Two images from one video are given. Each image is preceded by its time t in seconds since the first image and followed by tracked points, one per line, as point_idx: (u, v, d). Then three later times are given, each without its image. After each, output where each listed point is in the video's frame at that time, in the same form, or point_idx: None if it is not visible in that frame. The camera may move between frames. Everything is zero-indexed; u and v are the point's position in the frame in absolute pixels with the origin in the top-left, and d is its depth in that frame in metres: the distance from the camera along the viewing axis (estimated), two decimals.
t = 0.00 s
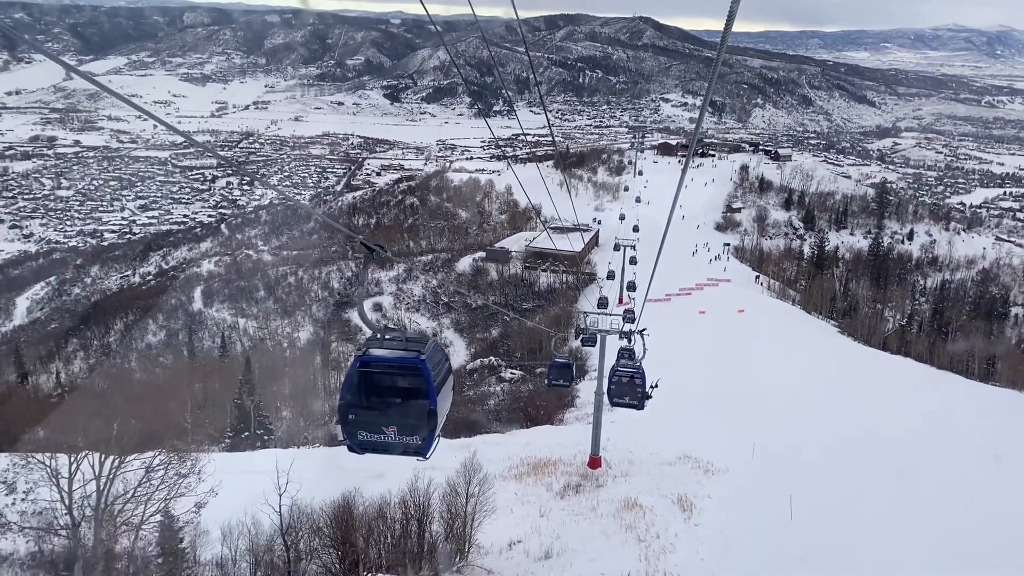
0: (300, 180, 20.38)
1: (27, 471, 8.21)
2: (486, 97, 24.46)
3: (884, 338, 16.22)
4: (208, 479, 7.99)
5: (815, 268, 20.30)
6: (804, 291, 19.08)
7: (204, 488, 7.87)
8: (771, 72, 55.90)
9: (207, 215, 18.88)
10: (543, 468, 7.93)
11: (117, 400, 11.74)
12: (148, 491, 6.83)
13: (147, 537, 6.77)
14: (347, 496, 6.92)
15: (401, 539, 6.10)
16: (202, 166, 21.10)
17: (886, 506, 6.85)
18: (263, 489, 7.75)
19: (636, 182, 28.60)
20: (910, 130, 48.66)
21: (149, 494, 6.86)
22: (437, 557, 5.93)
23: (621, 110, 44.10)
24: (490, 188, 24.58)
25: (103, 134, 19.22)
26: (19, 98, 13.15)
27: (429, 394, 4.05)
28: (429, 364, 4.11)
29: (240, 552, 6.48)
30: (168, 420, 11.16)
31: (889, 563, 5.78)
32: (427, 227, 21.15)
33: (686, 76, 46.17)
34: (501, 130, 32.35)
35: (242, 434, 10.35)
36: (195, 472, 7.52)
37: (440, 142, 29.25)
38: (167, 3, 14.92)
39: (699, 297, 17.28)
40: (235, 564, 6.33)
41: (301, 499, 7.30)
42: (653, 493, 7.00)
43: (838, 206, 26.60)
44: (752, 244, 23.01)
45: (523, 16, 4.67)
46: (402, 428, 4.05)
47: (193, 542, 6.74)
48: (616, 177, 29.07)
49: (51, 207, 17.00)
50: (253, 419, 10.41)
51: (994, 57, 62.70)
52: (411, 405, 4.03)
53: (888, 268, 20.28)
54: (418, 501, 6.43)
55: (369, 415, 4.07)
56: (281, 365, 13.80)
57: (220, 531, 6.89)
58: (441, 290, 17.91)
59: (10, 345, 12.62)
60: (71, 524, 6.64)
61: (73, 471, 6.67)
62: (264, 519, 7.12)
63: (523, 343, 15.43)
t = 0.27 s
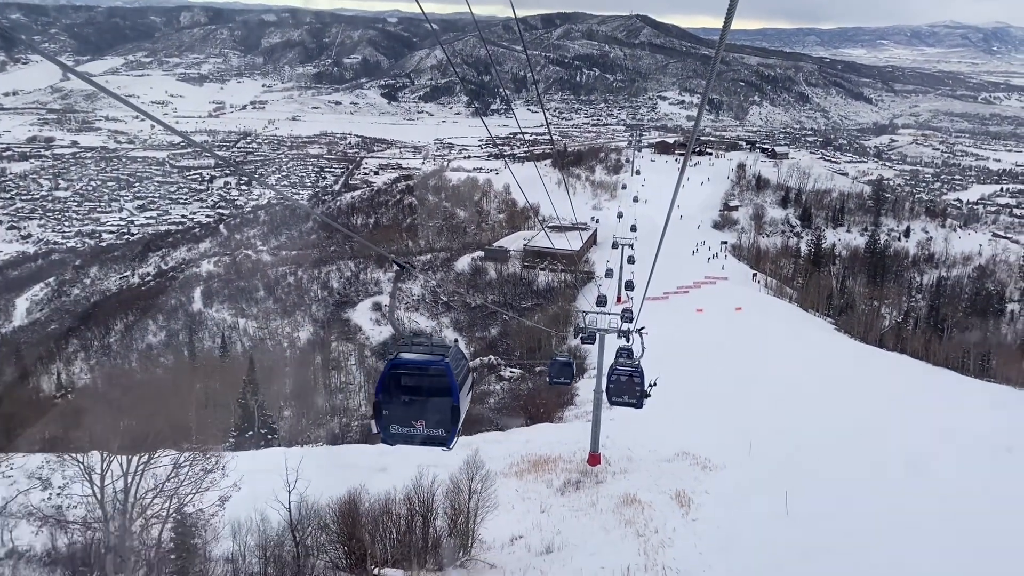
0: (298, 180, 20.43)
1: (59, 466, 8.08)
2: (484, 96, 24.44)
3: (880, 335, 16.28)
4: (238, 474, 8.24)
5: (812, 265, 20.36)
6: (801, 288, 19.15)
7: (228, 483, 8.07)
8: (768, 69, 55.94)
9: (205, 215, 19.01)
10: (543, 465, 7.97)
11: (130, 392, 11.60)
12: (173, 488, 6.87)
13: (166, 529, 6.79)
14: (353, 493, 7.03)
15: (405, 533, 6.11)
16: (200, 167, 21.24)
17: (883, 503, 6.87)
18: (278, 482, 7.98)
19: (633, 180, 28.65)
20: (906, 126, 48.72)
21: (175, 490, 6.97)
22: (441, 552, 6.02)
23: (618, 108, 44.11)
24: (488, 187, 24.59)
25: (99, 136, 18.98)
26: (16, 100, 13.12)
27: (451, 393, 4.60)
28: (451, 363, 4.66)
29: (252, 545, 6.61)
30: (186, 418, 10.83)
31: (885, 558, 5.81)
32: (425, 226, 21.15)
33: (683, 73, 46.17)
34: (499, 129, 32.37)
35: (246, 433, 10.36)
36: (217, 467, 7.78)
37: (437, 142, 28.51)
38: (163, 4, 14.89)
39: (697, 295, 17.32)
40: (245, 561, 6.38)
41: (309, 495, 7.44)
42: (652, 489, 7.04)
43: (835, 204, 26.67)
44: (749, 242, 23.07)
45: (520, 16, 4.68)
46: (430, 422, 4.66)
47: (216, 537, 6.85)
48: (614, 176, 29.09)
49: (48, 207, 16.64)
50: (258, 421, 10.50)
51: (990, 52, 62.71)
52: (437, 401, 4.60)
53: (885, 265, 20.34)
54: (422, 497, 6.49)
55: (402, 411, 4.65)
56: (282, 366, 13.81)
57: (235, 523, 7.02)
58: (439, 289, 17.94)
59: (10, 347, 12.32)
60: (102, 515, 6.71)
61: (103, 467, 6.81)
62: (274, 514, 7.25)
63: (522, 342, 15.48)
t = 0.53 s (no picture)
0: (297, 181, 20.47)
1: (89, 465, 8.03)
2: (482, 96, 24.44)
3: (878, 334, 16.31)
4: (258, 474, 8.21)
5: (810, 265, 20.41)
6: (799, 287, 19.19)
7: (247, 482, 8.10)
8: (766, 69, 56.00)
9: (204, 218, 18.91)
10: (544, 464, 8.01)
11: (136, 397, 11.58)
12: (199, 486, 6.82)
13: (184, 527, 6.72)
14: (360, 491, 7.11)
15: (411, 530, 6.16)
16: (199, 168, 21.28)
17: (882, 501, 6.87)
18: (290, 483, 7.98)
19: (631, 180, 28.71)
20: (904, 125, 48.75)
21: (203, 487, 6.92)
22: (446, 549, 6.11)
23: (616, 108, 44.15)
24: (487, 188, 24.62)
25: (99, 138, 19.64)
26: (15, 103, 13.12)
27: (469, 390, 4.89)
28: (470, 365, 5.01)
29: (260, 546, 6.56)
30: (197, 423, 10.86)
31: (883, 556, 5.81)
32: (424, 227, 21.18)
33: (681, 73, 46.22)
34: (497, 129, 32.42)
35: (250, 434, 10.32)
36: (240, 464, 7.81)
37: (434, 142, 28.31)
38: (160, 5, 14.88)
39: (695, 295, 17.34)
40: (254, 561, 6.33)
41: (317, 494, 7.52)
42: (652, 487, 7.08)
43: (833, 203, 26.70)
44: (747, 241, 23.11)
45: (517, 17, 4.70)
46: (452, 419, 4.92)
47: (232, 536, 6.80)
48: (612, 176, 29.13)
49: (47, 210, 16.92)
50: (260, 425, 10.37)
51: (987, 50, 62.70)
52: (458, 399, 4.90)
53: (883, 264, 20.37)
54: (427, 495, 6.55)
55: (426, 409, 4.91)
56: (284, 368, 13.83)
57: (252, 522, 6.98)
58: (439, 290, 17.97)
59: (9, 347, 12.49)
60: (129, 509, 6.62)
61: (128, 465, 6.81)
62: (282, 513, 7.27)
63: (522, 343, 15.51)
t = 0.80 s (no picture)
0: (295, 183, 20.47)
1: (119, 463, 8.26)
2: (479, 97, 24.42)
3: (874, 334, 16.37)
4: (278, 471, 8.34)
5: (807, 265, 20.46)
6: (796, 288, 19.24)
7: (265, 480, 8.20)
8: (762, 69, 56.07)
9: (202, 219, 18.93)
10: (544, 464, 8.03)
11: (144, 398, 11.44)
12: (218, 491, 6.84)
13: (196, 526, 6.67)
14: (364, 490, 7.13)
15: (416, 529, 6.20)
16: (196, 170, 21.24)
17: (880, 500, 6.87)
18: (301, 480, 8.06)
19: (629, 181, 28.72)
20: (901, 124, 48.82)
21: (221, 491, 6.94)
22: (449, 546, 6.14)
23: (614, 109, 44.16)
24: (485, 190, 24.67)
25: (97, 141, 19.81)
26: (12, 106, 13.09)
27: (484, 389, 5.23)
28: (484, 368, 5.32)
29: (268, 546, 6.65)
30: (209, 422, 10.45)
31: (881, 555, 5.81)
32: (422, 229, 21.20)
33: (678, 74, 46.25)
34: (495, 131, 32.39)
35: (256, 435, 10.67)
36: (261, 461, 7.91)
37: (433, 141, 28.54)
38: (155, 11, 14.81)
39: (693, 295, 17.35)
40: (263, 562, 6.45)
41: (322, 494, 7.55)
42: (651, 487, 7.09)
43: (830, 203, 26.78)
44: (745, 242, 23.16)
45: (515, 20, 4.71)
46: (469, 416, 5.21)
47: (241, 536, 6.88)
48: (610, 177, 29.16)
49: (45, 215, 16.97)
50: (264, 425, 10.79)
51: (983, 50, 62.98)
52: (473, 398, 5.21)
53: (880, 264, 20.40)
54: (431, 494, 6.57)
55: (444, 408, 5.21)
56: (285, 369, 13.86)
57: (269, 518, 7.06)
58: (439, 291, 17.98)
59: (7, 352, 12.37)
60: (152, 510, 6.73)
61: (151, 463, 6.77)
62: (289, 512, 7.27)
63: (521, 344, 15.52)
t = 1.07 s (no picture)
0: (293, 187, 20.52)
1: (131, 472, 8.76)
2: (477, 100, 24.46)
3: (871, 336, 16.45)
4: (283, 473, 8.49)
5: (805, 267, 20.53)
6: (794, 289, 19.31)
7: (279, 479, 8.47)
8: (760, 70, 56.19)
9: (201, 223, 19.01)
10: (545, 466, 8.05)
11: (148, 402, 11.36)
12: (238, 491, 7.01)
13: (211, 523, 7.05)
14: (369, 492, 7.19)
15: (421, 528, 6.25)
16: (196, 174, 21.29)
17: (879, 499, 6.90)
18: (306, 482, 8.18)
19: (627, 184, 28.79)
20: (899, 125, 48.94)
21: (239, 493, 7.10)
22: (452, 546, 6.16)
23: (612, 111, 44.24)
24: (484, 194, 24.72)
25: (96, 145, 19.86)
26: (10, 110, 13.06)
27: (495, 393, 6.47)
28: (495, 373, 6.53)
29: (276, 546, 6.68)
30: (213, 422, 10.47)
31: (877, 552, 5.84)
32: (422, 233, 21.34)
33: (676, 76, 46.31)
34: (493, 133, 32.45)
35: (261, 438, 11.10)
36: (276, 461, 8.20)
37: (432, 144, 28.59)
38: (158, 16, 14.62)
39: (692, 298, 17.38)
40: (271, 561, 6.37)
41: (329, 494, 7.66)
42: (650, 487, 7.12)
43: (827, 205, 26.85)
44: (742, 244, 23.24)
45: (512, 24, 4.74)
46: (482, 415, 6.45)
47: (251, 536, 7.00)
48: (608, 180, 29.24)
49: (44, 219, 16.95)
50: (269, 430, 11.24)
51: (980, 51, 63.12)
52: (487, 400, 6.45)
53: (877, 265, 20.45)
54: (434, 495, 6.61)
55: (462, 407, 6.46)
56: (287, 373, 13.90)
57: (280, 517, 7.23)
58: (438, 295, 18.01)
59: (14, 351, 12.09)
60: (178, 515, 7.06)
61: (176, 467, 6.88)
62: (297, 514, 7.39)
63: (520, 347, 15.56)
